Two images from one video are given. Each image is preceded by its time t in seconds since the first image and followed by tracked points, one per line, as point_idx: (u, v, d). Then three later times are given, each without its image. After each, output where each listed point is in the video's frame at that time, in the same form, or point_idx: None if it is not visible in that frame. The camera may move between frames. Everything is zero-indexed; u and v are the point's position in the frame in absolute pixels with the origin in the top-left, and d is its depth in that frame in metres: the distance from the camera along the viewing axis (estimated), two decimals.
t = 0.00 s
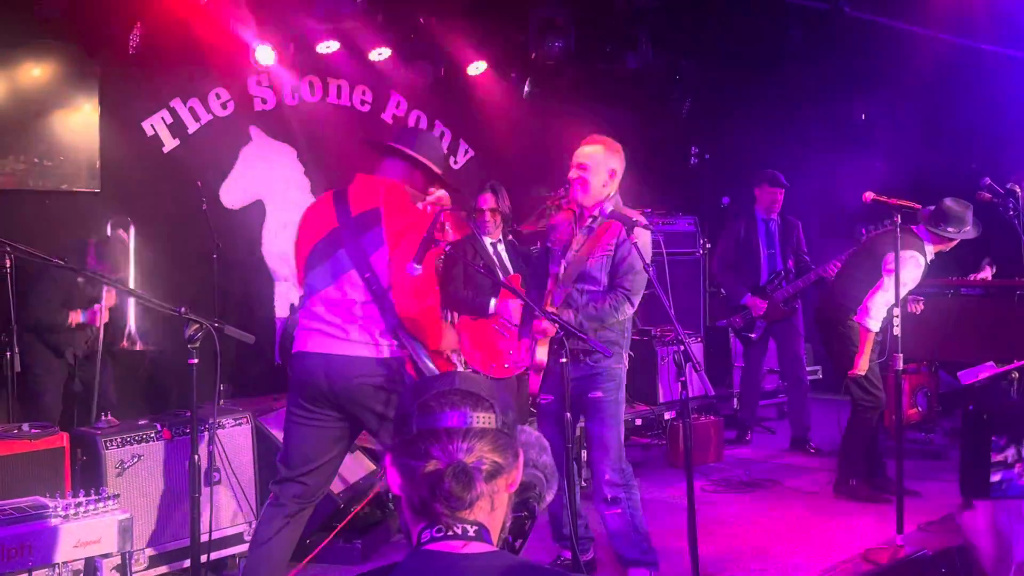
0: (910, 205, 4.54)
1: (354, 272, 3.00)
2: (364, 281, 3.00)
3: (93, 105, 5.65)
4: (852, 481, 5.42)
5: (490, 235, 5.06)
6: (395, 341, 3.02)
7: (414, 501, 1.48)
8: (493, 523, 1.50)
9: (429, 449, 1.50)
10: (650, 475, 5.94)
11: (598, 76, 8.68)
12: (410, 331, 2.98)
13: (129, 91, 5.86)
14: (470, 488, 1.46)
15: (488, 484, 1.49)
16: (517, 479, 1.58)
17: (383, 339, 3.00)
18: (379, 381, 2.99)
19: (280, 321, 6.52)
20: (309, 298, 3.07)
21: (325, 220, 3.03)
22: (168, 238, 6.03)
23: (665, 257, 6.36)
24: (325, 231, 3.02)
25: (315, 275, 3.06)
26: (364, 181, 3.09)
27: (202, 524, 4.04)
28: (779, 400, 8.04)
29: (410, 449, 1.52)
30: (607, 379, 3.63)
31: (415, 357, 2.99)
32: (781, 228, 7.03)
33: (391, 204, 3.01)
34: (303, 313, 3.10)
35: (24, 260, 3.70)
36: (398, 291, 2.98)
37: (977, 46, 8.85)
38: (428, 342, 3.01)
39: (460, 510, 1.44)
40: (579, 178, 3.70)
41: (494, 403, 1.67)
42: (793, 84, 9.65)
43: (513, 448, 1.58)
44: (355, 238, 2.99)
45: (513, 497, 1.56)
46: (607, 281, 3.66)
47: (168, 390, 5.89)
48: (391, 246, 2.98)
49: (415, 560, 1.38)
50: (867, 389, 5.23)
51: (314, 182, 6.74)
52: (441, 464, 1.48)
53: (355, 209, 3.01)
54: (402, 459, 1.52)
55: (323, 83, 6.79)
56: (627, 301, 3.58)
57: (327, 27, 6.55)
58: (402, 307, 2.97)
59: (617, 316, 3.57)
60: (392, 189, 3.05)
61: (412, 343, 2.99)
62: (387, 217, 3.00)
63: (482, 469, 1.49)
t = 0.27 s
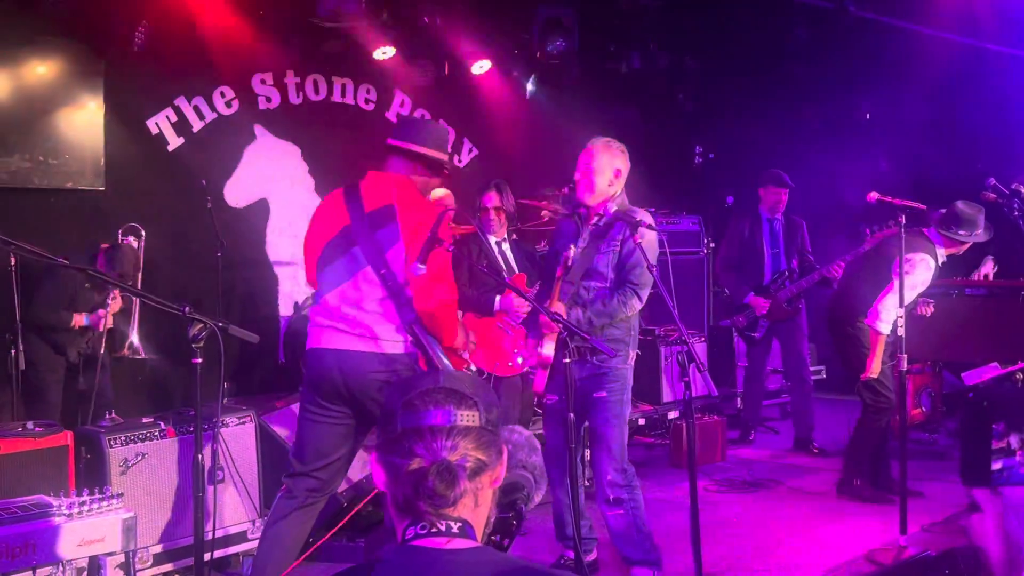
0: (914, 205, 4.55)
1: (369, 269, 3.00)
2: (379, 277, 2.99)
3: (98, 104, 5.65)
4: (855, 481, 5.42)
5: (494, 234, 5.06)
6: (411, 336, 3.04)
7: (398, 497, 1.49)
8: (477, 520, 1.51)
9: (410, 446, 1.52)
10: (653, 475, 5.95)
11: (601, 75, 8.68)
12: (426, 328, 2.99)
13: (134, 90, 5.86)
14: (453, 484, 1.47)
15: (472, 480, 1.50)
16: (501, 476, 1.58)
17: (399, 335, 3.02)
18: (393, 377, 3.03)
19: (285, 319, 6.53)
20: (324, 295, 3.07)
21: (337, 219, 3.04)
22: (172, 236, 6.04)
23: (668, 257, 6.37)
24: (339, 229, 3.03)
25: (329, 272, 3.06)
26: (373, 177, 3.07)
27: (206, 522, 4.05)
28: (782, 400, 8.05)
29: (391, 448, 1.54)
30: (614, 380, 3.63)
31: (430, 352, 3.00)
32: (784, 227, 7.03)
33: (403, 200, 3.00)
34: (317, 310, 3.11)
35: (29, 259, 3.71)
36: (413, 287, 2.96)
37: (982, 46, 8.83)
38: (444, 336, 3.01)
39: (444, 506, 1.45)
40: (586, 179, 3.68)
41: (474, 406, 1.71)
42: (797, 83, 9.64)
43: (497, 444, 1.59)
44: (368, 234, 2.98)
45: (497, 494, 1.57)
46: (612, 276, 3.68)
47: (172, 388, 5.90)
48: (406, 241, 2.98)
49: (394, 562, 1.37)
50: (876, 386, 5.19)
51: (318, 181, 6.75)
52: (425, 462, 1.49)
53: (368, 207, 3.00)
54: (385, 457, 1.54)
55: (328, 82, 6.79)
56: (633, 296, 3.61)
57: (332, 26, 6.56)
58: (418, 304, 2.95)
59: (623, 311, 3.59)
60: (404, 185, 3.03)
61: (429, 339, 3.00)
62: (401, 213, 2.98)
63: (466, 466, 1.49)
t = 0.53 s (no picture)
0: (919, 206, 4.54)
1: (342, 288, 3.00)
2: (353, 296, 2.99)
3: (103, 103, 5.67)
4: (858, 482, 5.42)
5: (498, 234, 5.05)
6: (393, 350, 3.04)
7: (372, 495, 1.53)
8: (450, 517, 1.56)
9: (382, 447, 1.55)
10: (656, 475, 5.96)
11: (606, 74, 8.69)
12: (406, 340, 3.02)
13: (139, 89, 5.87)
14: (426, 483, 1.51)
15: (445, 479, 1.54)
16: (474, 474, 1.62)
17: (380, 351, 3.02)
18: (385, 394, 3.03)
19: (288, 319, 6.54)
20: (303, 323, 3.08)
21: (304, 242, 3.04)
22: (177, 237, 6.04)
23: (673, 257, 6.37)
24: (308, 253, 3.03)
25: (305, 301, 3.06)
26: (335, 197, 3.08)
27: (209, 522, 4.06)
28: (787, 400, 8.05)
29: (366, 447, 1.58)
30: (625, 387, 3.64)
31: (414, 362, 3.04)
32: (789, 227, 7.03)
33: (366, 216, 3.00)
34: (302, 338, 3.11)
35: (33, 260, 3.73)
36: (388, 304, 2.94)
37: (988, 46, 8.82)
38: (424, 346, 3.04)
39: (416, 505, 1.49)
40: (602, 201, 3.67)
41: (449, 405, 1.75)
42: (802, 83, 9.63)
43: (470, 445, 1.62)
44: (336, 254, 2.98)
45: (468, 490, 1.62)
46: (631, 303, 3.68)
47: (176, 388, 5.91)
48: (371, 257, 2.97)
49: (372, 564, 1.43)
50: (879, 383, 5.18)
51: (322, 180, 6.75)
52: (399, 463, 1.52)
53: (333, 227, 3.01)
54: (359, 458, 1.58)
55: (332, 81, 6.80)
56: (649, 323, 3.61)
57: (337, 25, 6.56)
58: (390, 317, 2.95)
59: (640, 339, 3.59)
60: (365, 199, 3.04)
61: (409, 352, 3.03)
62: (363, 230, 2.99)
63: (439, 466, 1.53)
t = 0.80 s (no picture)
0: (923, 205, 4.53)
1: (387, 265, 2.98)
2: (395, 275, 2.97)
3: (106, 102, 5.67)
4: (861, 482, 5.42)
5: (498, 233, 5.05)
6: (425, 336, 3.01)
7: (354, 495, 1.57)
8: (430, 516, 1.60)
9: (362, 449, 1.60)
10: (659, 475, 5.95)
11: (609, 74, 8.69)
12: (438, 328, 2.97)
13: (142, 89, 5.88)
14: (406, 482, 1.55)
15: (425, 478, 1.58)
16: (451, 476, 1.68)
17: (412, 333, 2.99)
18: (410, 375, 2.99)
19: (292, 318, 6.54)
20: (341, 289, 3.08)
21: (361, 214, 3.02)
22: (180, 236, 6.05)
23: (676, 257, 6.37)
24: (361, 225, 3.01)
25: (349, 267, 3.06)
26: (400, 176, 3.04)
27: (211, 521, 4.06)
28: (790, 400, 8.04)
29: (347, 450, 1.62)
30: (623, 383, 3.64)
31: (441, 352, 2.99)
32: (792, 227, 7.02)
33: (425, 199, 2.96)
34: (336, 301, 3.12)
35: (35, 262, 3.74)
36: (427, 286, 2.93)
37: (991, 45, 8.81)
38: (455, 339, 2.99)
39: (397, 504, 1.53)
40: (606, 180, 3.69)
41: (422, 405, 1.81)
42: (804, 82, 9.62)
43: (447, 448, 1.67)
44: (388, 231, 2.96)
45: (448, 492, 1.67)
46: (625, 278, 3.68)
47: (179, 388, 5.91)
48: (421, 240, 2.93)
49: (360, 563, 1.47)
50: (886, 376, 5.16)
51: (325, 179, 6.75)
52: (379, 464, 1.56)
53: (391, 205, 2.98)
54: (340, 462, 1.62)
55: (335, 81, 6.79)
56: (641, 300, 3.63)
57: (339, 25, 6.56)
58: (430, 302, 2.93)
59: (630, 314, 3.62)
60: (427, 186, 2.99)
61: (440, 339, 2.98)
62: (421, 212, 2.94)
63: (418, 466, 1.58)
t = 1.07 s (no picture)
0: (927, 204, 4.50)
1: (388, 266, 2.96)
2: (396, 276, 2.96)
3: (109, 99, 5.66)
4: (864, 482, 5.40)
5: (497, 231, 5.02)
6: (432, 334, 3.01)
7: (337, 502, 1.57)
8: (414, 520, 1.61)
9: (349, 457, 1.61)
10: (661, 473, 5.95)
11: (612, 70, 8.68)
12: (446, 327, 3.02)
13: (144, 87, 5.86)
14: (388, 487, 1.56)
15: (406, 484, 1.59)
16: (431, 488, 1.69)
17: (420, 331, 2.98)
18: (418, 372, 2.95)
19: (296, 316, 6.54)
20: (341, 293, 2.99)
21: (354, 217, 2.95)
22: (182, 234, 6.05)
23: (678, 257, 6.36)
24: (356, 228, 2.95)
25: (346, 272, 2.97)
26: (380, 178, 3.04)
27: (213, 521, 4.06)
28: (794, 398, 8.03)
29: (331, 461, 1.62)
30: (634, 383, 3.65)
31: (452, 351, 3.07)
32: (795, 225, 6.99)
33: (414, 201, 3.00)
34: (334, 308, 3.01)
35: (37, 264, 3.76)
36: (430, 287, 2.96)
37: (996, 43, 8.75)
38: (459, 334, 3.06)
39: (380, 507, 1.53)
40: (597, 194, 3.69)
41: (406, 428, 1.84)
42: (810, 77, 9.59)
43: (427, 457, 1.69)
44: (386, 232, 2.94)
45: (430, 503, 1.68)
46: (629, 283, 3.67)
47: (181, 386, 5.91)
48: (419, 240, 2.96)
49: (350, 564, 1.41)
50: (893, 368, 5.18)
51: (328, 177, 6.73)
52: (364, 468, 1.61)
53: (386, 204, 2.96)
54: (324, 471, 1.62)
55: (337, 79, 6.77)
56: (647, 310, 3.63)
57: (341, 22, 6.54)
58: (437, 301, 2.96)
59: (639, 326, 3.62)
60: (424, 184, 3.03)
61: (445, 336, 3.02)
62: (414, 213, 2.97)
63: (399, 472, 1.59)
